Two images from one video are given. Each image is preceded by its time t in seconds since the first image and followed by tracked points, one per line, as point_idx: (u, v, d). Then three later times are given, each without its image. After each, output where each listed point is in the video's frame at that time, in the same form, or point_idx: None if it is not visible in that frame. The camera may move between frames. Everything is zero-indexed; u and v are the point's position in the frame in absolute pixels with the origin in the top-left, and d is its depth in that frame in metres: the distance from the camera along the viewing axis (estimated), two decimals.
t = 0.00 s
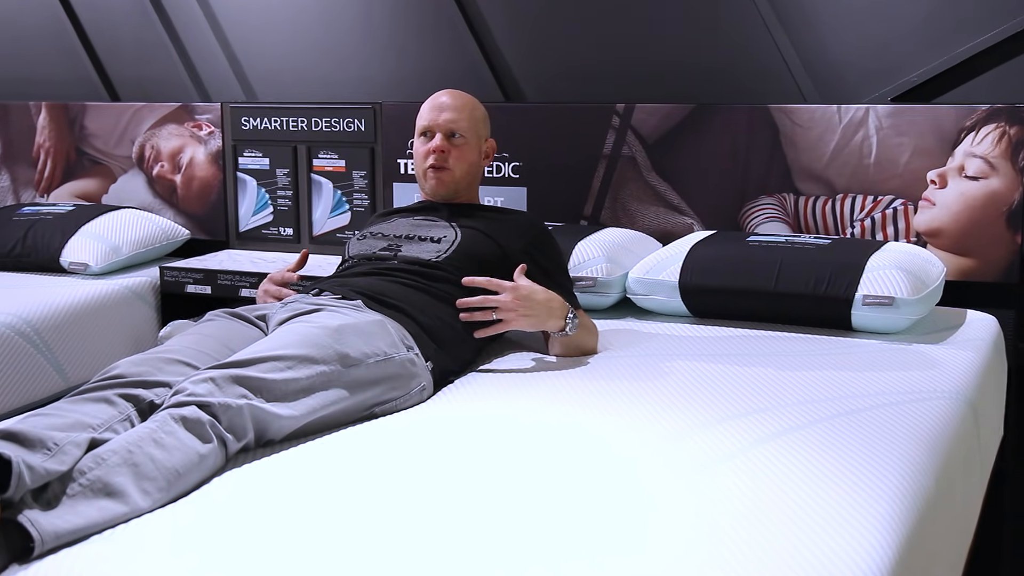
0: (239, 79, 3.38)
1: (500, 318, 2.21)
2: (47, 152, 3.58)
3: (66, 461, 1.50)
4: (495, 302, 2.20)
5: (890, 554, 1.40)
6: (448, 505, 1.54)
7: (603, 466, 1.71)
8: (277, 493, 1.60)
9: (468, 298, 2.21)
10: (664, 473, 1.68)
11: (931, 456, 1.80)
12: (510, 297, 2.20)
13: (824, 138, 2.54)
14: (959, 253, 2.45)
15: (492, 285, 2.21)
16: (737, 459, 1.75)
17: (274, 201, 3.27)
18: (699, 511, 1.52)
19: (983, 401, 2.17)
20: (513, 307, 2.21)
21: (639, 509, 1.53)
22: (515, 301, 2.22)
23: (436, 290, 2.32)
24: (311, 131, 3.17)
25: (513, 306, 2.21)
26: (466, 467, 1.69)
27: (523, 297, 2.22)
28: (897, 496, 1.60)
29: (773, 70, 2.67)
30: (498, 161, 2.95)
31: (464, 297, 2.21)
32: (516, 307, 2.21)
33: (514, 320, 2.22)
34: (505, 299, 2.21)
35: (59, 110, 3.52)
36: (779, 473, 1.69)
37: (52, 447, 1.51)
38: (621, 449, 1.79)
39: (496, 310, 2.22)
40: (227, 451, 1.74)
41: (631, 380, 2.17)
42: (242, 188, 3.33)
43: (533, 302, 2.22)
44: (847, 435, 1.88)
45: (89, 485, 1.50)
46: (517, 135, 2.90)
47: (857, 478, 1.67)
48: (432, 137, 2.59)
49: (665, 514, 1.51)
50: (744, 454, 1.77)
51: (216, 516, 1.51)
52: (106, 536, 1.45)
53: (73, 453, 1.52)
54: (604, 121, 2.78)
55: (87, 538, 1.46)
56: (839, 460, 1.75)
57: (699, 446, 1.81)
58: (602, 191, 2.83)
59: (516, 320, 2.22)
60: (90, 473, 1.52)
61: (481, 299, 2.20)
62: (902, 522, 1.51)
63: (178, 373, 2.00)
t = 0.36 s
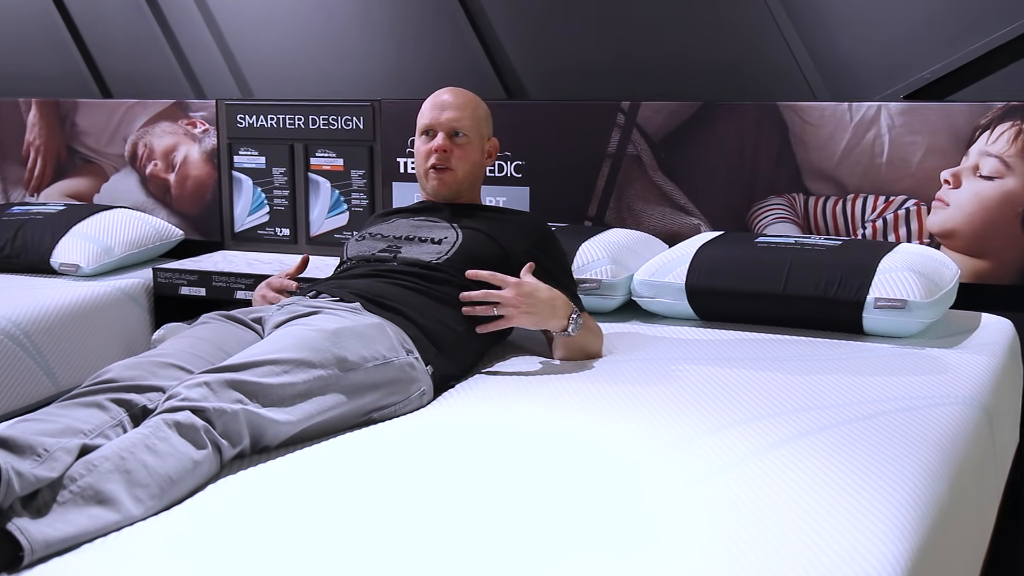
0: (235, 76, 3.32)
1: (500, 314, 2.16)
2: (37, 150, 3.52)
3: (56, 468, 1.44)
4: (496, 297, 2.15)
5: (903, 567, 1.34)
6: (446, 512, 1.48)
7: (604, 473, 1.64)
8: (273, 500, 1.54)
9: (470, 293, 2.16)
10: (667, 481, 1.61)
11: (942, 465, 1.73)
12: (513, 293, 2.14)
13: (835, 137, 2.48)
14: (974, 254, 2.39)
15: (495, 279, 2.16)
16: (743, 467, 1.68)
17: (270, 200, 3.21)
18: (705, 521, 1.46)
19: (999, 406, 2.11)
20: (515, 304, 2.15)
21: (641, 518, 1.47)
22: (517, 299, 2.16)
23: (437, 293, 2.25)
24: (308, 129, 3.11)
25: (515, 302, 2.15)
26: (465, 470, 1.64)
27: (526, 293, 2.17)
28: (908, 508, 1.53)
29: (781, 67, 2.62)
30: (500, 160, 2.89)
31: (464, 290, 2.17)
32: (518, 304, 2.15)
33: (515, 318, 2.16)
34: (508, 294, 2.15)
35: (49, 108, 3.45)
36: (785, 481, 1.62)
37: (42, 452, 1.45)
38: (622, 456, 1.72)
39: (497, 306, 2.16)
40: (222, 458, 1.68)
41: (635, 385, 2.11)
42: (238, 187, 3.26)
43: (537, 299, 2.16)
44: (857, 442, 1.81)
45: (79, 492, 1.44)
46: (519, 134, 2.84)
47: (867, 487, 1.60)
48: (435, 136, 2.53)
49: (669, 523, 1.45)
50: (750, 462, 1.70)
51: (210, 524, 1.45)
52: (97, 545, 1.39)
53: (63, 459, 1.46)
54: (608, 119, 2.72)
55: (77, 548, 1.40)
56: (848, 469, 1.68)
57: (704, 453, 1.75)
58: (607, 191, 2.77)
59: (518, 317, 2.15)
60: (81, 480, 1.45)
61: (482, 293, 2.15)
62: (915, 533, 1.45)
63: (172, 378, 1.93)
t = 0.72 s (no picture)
0: (232, 74, 3.26)
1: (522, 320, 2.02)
2: (29, 149, 3.46)
3: (49, 475, 1.39)
4: (524, 303, 2.02)
5: None
6: (442, 524, 1.42)
7: (609, 481, 1.59)
8: (270, 508, 1.49)
9: (497, 294, 1.98)
10: (674, 490, 1.56)
11: (958, 473, 1.68)
12: (542, 300, 2.04)
13: (848, 136, 2.42)
14: (990, 257, 2.34)
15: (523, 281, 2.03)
16: (751, 476, 1.62)
17: (268, 201, 3.16)
18: (714, 532, 1.40)
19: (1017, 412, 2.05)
20: (540, 310, 2.05)
21: (646, 530, 1.41)
22: (541, 305, 2.05)
23: (439, 296, 2.20)
24: (307, 128, 3.06)
25: (541, 309, 2.05)
26: (463, 481, 1.58)
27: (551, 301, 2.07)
28: (924, 517, 1.47)
29: (790, 65, 2.56)
30: (503, 160, 2.84)
31: (489, 291, 1.98)
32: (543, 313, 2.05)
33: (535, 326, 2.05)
34: (535, 299, 2.04)
35: (42, 106, 3.40)
36: (796, 490, 1.56)
37: (35, 459, 1.41)
38: (628, 464, 1.67)
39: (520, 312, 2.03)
40: (218, 464, 1.62)
41: (640, 390, 2.05)
42: (235, 187, 3.21)
43: (561, 307, 2.08)
44: (870, 450, 1.75)
45: (73, 499, 1.39)
46: (523, 133, 2.78)
47: (881, 496, 1.54)
48: (437, 135, 2.48)
49: (676, 535, 1.39)
50: (759, 470, 1.65)
51: (205, 533, 1.40)
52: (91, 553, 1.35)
53: (56, 465, 1.42)
54: (615, 118, 2.66)
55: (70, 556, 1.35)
56: (861, 477, 1.62)
57: (712, 461, 1.69)
58: (613, 192, 2.71)
59: (540, 326, 2.05)
60: (75, 487, 1.41)
61: (511, 296, 2.00)
62: (932, 545, 1.39)
63: (168, 383, 1.88)
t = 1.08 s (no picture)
0: (231, 72, 3.22)
1: (536, 318, 1.99)
2: (23, 148, 3.41)
3: (43, 482, 1.34)
4: (541, 301, 1.99)
5: None
6: (445, 531, 1.38)
7: (613, 491, 1.53)
8: (270, 516, 1.44)
9: (518, 286, 1.96)
10: (680, 500, 1.50)
11: (972, 482, 1.63)
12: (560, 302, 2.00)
13: (860, 137, 2.38)
14: (1005, 261, 2.29)
15: (542, 279, 2.00)
16: (759, 485, 1.57)
17: (267, 202, 3.11)
18: (721, 544, 1.34)
19: None
20: (555, 312, 2.01)
21: (651, 541, 1.35)
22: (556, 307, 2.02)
23: (442, 300, 2.14)
24: (307, 128, 3.01)
25: (556, 310, 2.01)
26: (466, 488, 1.53)
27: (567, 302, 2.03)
28: (938, 529, 1.42)
29: (800, 64, 2.51)
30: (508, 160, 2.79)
31: (513, 282, 1.96)
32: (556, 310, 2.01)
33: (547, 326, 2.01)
34: (552, 299, 2.01)
35: (37, 104, 3.35)
36: (806, 500, 1.51)
37: (28, 466, 1.35)
38: (631, 473, 1.61)
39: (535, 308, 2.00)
40: (216, 471, 1.57)
41: (645, 397, 2.00)
42: (233, 188, 3.16)
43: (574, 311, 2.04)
44: (880, 458, 1.70)
45: (67, 506, 1.34)
46: (527, 133, 2.74)
47: (893, 505, 1.49)
48: (439, 136, 2.43)
49: (682, 546, 1.33)
50: (766, 479, 1.59)
51: (203, 542, 1.34)
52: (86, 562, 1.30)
53: (50, 472, 1.36)
54: (622, 118, 2.62)
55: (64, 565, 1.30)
56: (871, 485, 1.57)
57: (718, 470, 1.63)
58: (620, 193, 2.67)
59: (551, 326, 2.01)
60: (69, 494, 1.36)
61: (531, 292, 1.97)
62: (946, 558, 1.34)
63: (163, 388, 1.82)
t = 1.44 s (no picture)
0: (227, 71, 3.16)
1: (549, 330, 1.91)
2: (12, 148, 3.34)
3: (31, 491, 1.29)
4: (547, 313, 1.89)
5: None
6: (434, 547, 1.30)
7: (616, 501, 1.47)
8: (266, 527, 1.37)
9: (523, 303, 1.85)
10: (685, 512, 1.44)
11: (988, 494, 1.56)
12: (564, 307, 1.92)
13: (874, 137, 2.32)
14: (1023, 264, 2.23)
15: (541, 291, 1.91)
16: (768, 497, 1.50)
17: (263, 204, 3.04)
18: (730, 560, 1.28)
19: None
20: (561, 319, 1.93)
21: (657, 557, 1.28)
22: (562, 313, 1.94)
23: (444, 305, 2.08)
24: (305, 127, 2.95)
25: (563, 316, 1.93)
26: (465, 498, 1.47)
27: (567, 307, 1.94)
28: (957, 545, 1.35)
29: (808, 62, 2.46)
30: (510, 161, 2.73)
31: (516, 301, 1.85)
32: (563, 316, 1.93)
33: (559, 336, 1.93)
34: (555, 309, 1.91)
35: (27, 103, 3.28)
36: (817, 512, 1.44)
37: (15, 474, 1.30)
38: (634, 483, 1.54)
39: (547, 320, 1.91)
40: (210, 481, 1.50)
41: (649, 404, 1.93)
42: (229, 188, 3.09)
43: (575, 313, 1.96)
44: (893, 468, 1.63)
45: (55, 517, 1.27)
46: (530, 133, 2.68)
47: (907, 518, 1.42)
48: (441, 137, 2.36)
49: (689, 562, 1.27)
50: (773, 490, 1.53)
51: (197, 556, 1.28)
52: None
53: (39, 481, 1.31)
54: (628, 117, 2.56)
55: None
56: (884, 497, 1.50)
57: (725, 480, 1.57)
58: (626, 195, 2.61)
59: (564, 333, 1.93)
60: (57, 505, 1.29)
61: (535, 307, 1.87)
62: None
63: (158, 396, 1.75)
